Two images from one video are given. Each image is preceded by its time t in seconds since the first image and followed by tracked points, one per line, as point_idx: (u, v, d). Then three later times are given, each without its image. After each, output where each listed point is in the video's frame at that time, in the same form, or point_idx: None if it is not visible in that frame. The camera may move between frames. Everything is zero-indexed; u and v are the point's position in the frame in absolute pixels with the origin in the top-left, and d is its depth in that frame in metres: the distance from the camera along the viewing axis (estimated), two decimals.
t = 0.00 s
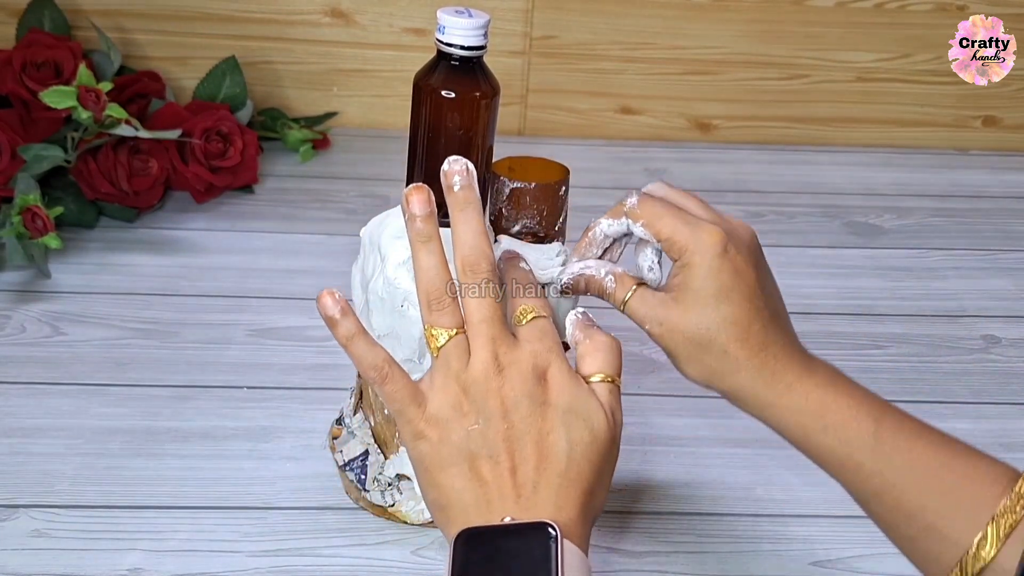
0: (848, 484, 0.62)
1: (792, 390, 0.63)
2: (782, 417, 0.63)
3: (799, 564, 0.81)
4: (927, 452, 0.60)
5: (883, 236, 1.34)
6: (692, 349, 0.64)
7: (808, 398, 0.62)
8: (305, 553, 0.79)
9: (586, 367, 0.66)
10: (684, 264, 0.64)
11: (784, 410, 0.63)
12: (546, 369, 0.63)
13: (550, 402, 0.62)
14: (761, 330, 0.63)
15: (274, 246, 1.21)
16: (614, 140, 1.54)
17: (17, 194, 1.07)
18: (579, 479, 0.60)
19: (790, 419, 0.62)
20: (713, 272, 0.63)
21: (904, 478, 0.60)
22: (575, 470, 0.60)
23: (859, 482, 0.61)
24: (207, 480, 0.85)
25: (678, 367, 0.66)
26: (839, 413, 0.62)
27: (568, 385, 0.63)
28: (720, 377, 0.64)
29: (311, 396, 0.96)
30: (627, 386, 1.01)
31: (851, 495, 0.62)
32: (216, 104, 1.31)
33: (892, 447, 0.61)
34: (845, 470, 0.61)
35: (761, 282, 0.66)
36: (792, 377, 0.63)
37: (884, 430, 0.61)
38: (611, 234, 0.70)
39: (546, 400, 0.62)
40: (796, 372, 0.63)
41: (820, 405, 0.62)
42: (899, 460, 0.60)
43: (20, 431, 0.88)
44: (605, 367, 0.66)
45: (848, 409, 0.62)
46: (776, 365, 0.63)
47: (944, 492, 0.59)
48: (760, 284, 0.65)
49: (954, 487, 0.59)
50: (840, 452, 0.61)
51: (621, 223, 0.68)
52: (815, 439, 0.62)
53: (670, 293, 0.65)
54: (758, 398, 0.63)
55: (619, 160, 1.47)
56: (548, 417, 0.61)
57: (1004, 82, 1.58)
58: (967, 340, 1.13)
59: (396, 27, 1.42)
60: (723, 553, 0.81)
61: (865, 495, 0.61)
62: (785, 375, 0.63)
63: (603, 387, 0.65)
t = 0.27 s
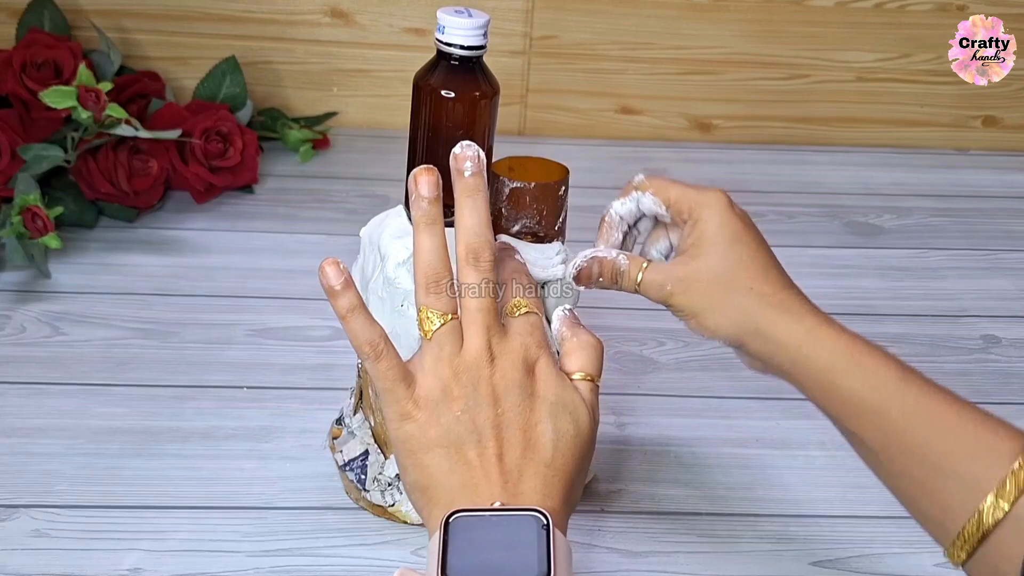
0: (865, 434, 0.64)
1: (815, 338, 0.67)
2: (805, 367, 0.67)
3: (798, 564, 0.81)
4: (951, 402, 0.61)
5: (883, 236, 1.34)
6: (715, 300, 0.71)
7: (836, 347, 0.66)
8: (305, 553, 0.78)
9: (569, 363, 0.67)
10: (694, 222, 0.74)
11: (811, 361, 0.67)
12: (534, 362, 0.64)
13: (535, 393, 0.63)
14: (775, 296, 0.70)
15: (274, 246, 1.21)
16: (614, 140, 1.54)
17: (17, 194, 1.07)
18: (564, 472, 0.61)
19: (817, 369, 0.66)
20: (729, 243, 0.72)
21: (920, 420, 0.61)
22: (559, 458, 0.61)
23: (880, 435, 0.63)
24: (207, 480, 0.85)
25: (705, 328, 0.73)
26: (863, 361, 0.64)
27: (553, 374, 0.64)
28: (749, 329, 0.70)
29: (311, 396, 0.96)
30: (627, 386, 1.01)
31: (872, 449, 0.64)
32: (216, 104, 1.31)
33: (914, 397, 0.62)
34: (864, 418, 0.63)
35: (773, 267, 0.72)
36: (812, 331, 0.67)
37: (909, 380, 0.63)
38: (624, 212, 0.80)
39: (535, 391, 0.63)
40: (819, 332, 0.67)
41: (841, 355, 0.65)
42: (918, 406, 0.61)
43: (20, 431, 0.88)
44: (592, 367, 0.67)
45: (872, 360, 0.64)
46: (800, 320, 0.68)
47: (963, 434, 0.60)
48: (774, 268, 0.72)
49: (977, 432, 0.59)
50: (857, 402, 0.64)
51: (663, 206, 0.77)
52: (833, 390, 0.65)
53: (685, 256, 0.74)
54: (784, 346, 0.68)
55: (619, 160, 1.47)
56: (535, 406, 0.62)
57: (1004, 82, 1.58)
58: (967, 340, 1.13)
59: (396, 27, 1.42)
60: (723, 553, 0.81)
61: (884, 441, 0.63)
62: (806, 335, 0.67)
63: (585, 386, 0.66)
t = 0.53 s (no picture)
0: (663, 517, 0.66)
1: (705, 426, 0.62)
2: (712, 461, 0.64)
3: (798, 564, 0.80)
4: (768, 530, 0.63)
5: (883, 236, 1.34)
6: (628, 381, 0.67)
7: (668, 453, 0.63)
8: (304, 553, 0.78)
9: (598, 358, 0.68)
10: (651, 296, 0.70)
11: (643, 468, 0.64)
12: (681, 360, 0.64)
13: (613, 398, 0.65)
14: (682, 377, 0.63)
15: (274, 246, 1.21)
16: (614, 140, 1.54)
17: (16, 194, 1.07)
18: (640, 477, 0.65)
19: (646, 473, 0.64)
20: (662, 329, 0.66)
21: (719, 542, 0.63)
22: (634, 465, 0.65)
23: (687, 524, 0.64)
24: (207, 480, 0.85)
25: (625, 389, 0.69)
26: (706, 480, 0.63)
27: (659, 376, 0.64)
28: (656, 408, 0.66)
29: (311, 396, 0.96)
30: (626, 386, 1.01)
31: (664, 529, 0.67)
32: (216, 104, 1.31)
33: (750, 526, 0.62)
34: (672, 509, 0.64)
35: (707, 333, 0.64)
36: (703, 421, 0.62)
37: (740, 505, 0.63)
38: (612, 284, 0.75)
39: (647, 394, 0.63)
40: (700, 417, 0.62)
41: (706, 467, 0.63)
42: (738, 534, 0.62)
43: (19, 431, 0.88)
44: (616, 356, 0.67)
45: (709, 476, 0.63)
46: (687, 404, 0.62)
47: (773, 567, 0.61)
48: (703, 329, 0.65)
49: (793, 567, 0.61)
50: (674, 498, 0.64)
51: (628, 294, 0.70)
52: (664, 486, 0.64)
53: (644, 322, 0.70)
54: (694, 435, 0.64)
55: (619, 160, 1.47)
56: (651, 407, 0.63)
57: (1003, 83, 1.58)
58: (967, 340, 1.13)
59: (396, 27, 1.42)
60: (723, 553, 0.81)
61: (684, 535, 0.65)
62: (672, 425, 0.63)
63: (615, 371, 0.66)
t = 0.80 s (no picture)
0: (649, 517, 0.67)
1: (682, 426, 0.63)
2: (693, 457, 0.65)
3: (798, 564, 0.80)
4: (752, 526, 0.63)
5: (883, 236, 1.34)
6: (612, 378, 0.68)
7: (649, 454, 0.64)
8: (304, 553, 0.78)
9: (581, 358, 0.68)
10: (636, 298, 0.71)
11: (624, 468, 0.66)
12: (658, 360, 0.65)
13: (595, 402, 0.66)
14: (658, 381, 0.64)
15: (274, 246, 1.21)
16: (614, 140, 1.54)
17: (16, 194, 1.07)
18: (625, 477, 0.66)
19: (627, 474, 0.65)
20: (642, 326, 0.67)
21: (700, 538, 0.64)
22: (615, 466, 0.66)
23: (669, 524, 0.65)
24: (207, 480, 0.85)
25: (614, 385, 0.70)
26: (684, 481, 0.63)
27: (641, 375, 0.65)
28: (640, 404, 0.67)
29: (311, 396, 0.96)
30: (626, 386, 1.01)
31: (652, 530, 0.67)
32: (216, 104, 1.31)
33: (730, 524, 0.63)
34: (655, 509, 0.65)
35: (683, 333, 0.65)
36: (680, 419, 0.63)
37: (720, 504, 0.64)
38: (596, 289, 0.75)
39: (626, 397, 0.64)
40: (678, 418, 0.63)
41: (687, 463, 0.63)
42: (717, 533, 0.63)
43: (19, 431, 0.88)
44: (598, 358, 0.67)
45: (689, 477, 0.63)
46: (666, 406, 0.63)
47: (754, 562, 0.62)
48: (679, 331, 0.65)
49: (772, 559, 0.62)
50: (656, 500, 0.65)
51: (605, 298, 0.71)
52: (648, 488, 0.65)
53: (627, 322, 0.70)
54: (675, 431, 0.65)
55: (618, 160, 1.47)
56: (629, 411, 0.64)
57: (1003, 83, 1.58)
58: (967, 340, 1.13)
59: (395, 27, 1.42)
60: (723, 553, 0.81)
61: (667, 533, 0.66)
62: (652, 426, 0.63)
63: (598, 372, 0.66)
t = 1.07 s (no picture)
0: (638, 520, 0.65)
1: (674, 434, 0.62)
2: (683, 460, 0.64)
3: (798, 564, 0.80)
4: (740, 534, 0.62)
5: (883, 236, 1.34)
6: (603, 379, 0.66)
7: (639, 457, 0.62)
8: (305, 553, 0.78)
9: (571, 358, 0.67)
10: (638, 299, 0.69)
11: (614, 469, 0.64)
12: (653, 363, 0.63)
13: (586, 401, 0.64)
14: (651, 382, 0.62)
15: (274, 246, 1.21)
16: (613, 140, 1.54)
17: (16, 194, 1.07)
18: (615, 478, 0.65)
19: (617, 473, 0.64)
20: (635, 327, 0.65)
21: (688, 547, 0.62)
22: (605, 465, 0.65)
23: (657, 524, 0.64)
24: (207, 480, 0.85)
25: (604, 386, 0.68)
26: (676, 482, 0.62)
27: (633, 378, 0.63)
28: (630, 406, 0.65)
29: (311, 396, 0.96)
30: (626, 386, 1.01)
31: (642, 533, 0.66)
32: (216, 104, 1.31)
33: (719, 525, 0.62)
34: (644, 509, 0.64)
35: (677, 332, 0.63)
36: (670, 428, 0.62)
37: (710, 504, 0.62)
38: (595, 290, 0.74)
39: (617, 398, 0.62)
40: (669, 419, 0.61)
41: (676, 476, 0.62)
42: (706, 535, 0.62)
43: (19, 431, 0.88)
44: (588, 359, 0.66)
45: (680, 479, 0.62)
46: (658, 407, 0.61)
47: (744, 567, 0.61)
48: (673, 330, 0.63)
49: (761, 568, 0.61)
50: (646, 500, 0.63)
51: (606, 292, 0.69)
52: (637, 491, 0.64)
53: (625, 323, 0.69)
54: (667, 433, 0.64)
55: (618, 160, 1.47)
56: (621, 412, 0.62)
57: (1003, 83, 1.58)
58: (967, 340, 1.13)
59: (395, 27, 1.42)
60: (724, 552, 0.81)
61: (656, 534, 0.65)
62: (643, 427, 0.62)
63: (590, 373, 0.65)
